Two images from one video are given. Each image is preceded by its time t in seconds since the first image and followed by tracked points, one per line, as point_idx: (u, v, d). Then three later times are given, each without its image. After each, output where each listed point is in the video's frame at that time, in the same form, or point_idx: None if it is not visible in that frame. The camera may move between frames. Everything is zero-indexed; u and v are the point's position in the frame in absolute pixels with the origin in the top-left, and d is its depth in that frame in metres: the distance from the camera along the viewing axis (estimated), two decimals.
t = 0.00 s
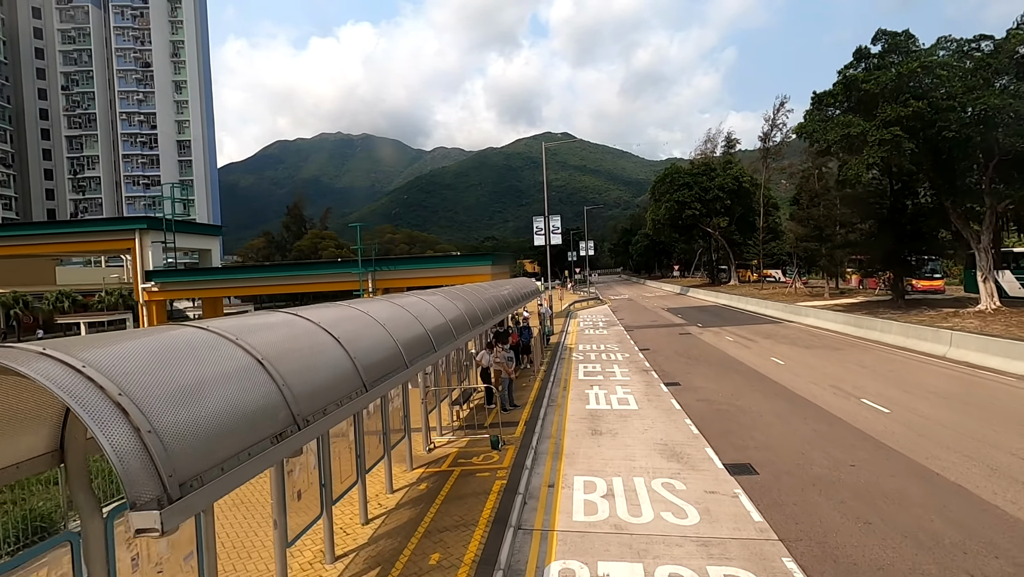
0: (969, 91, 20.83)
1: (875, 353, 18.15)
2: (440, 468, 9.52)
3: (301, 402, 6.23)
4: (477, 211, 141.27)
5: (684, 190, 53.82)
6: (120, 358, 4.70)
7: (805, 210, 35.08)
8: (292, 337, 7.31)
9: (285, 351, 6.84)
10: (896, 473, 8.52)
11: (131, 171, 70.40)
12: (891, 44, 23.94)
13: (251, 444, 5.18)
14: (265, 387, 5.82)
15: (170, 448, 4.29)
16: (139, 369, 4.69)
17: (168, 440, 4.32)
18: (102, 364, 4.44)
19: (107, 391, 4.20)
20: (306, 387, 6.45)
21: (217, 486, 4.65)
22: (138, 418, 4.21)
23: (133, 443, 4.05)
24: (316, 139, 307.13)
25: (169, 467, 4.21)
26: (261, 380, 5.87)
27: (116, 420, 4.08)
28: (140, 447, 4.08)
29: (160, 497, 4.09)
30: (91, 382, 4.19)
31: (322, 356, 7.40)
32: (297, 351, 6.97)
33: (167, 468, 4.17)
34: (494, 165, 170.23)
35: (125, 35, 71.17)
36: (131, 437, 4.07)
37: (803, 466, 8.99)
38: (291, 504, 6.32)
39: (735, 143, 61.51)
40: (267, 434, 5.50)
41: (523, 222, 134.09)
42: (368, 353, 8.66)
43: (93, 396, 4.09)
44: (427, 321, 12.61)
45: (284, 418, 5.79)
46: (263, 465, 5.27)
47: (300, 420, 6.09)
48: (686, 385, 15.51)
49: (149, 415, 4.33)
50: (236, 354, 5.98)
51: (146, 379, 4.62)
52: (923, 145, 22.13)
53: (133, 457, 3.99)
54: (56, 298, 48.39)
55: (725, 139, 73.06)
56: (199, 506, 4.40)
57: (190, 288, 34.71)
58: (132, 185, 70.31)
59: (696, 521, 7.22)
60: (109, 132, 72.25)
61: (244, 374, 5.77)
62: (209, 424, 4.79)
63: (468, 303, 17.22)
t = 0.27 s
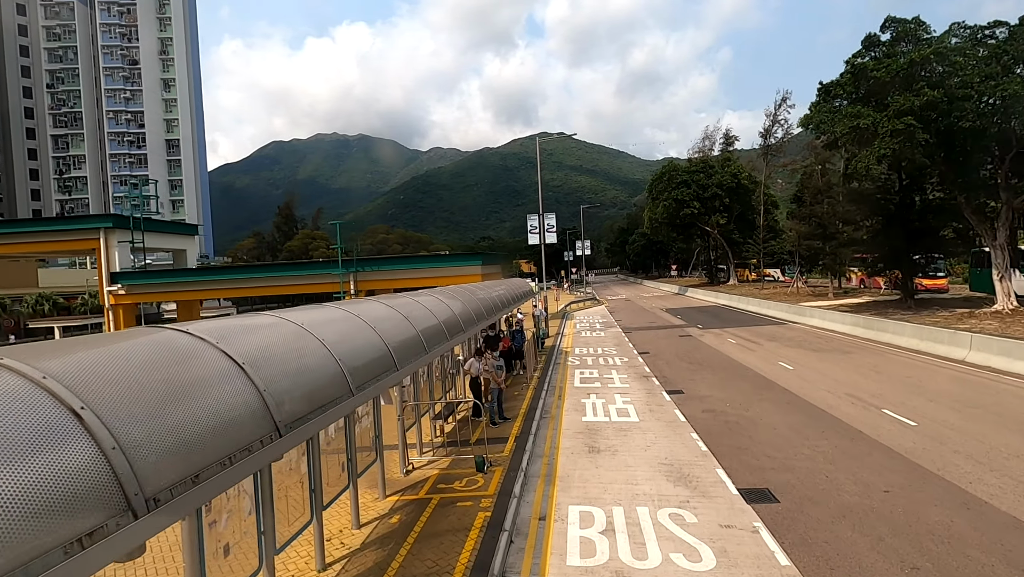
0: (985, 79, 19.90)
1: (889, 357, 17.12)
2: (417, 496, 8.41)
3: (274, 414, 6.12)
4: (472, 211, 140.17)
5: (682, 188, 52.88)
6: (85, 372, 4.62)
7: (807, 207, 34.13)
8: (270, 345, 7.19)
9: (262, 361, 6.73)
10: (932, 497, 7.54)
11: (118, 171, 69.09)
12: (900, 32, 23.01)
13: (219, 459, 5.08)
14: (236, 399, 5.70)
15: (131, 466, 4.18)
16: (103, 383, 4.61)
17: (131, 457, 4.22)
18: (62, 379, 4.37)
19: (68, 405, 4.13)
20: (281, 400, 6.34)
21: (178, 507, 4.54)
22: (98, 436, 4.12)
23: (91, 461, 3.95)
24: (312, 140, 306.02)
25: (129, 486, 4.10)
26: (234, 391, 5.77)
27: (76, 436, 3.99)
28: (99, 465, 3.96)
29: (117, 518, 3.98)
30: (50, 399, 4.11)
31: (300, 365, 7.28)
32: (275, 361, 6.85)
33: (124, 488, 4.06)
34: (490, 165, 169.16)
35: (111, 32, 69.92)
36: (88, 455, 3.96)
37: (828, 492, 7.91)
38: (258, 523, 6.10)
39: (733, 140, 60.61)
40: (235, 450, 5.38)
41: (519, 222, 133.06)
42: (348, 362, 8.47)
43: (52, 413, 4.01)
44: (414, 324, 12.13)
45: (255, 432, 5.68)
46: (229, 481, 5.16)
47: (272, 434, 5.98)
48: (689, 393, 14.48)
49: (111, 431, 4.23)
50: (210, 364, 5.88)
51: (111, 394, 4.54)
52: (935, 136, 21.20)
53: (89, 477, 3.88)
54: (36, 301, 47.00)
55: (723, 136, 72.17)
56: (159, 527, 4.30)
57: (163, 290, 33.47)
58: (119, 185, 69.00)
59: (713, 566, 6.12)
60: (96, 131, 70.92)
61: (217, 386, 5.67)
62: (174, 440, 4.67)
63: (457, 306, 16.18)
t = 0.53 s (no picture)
0: (1006, 64, 18.97)
1: (907, 360, 16.09)
2: (391, 530, 7.31)
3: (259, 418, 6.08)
4: (469, 210, 139.06)
5: (682, 185, 51.87)
6: (67, 376, 4.59)
7: (812, 203, 33.16)
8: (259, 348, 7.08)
9: (248, 365, 6.67)
10: (987, 527, 6.55)
11: (107, 170, 67.92)
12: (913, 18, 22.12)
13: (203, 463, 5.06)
14: (220, 403, 5.66)
15: (111, 472, 4.15)
16: (83, 388, 4.57)
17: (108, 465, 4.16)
18: (43, 383, 4.35)
19: (47, 410, 4.10)
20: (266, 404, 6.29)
21: (163, 510, 4.53)
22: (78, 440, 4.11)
23: (70, 466, 3.93)
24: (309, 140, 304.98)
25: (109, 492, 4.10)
26: (219, 394, 5.74)
27: (54, 442, 3.96)
28: (79, 472, 3.95)
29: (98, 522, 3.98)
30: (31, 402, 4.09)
31: (285, 369, 7.19)
32: (260, 364, 6.77)
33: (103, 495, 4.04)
34: (487, 164, 168.13)
35: (100, 29, 68.79)
36: (68, 460, 3.94)
37: (863, 521, 6.89)
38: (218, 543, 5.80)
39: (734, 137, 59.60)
40: (219, 453, 5.36)
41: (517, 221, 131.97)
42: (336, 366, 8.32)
43: (32, 417, 3.99)
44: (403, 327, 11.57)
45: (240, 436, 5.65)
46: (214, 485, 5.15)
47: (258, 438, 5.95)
48: (696, 400, 13.47)
49: (92, 436, 4.21)
50: (194, 368, 5.83)
51: (93, 398, 4.52)
52: (953, 125, 20.30)
53: (68, 482, 3.87)
54: (18, 304, 45.75)
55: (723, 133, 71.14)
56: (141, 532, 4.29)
57: (138, 293, 32.27)
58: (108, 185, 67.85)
59: None
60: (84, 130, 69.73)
61: (202, 390, 5.63)
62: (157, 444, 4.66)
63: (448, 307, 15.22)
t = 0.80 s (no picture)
0: None
1: (926, 366, 15.09)
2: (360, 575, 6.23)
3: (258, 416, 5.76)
4: (467, 210, 138.04)
5: (682, 184, 50.92)
6: (52, 377, 4.30)
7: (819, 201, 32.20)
8: (253, 348, 6.67)
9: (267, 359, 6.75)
10: None
11: (98, 170, 66.88)
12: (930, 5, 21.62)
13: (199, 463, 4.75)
14: (218, 402, 5.34)
15: (100, 476, 3.86)
16: (70, 390, 4.27)
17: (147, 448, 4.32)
18: (24, 386, 4.05)
19: (28, 415, 3.81)
20: (264, 403, 5.97)
21: (161, 510, 4.23)
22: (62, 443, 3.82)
23: (56, 470, 3.65)
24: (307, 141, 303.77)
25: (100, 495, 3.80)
26: (217, 393, 5.44)
27: (35, 446, 3.66)
28: (64, 476, 3.66)
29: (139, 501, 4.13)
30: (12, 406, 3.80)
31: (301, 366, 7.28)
32: (257, 363, 6.42)
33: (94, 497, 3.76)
34: (485, 164, 167.17)
35: (90, 26, 67.82)
36: (51, 464, 3.65)
37: (909, 567, 5.87)
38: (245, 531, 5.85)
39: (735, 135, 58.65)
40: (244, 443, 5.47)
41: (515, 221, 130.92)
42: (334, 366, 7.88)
43: (13, 422, 3.70)
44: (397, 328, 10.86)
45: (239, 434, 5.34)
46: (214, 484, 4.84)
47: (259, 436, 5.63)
48: (703, 412, 12.47)
49: (77, 440, 3.92)
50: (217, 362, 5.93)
51: (80, 401, 4.24)
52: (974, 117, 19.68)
53: (55, 487, 3.58)
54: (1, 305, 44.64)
55: (723, 131, 70.07)
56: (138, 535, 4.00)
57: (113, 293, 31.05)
58: (99, 184, 66.82)
59: None
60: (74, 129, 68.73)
61: (196, 389, 5.31)
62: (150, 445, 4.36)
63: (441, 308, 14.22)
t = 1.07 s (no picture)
0: None
1: (948, 375, 14.13)
2: None
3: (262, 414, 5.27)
4: (465, 211, 136.98)
5: (683, 183, 49.96)
6: (47, 372, 3.80)
7: (827, 201, 31.31)
8: (253, 346, 6.07)
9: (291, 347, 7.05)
10: None
11: (89, 167, 65.85)
12: None
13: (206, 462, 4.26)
14: (222, 399, 4.85)
15: (102, 476, 3.38)
16: (65, 383, 3.77)
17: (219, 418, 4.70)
18: (18, 380, 3.54)
19: (24, 411, 3.31)
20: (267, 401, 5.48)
21: (165, 509, 3.76)
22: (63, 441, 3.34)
23: (131, 442, 3.71)
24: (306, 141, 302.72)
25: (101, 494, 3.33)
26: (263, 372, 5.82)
27: (31, 443, 3.17)
28: (63, 476, 3.18)
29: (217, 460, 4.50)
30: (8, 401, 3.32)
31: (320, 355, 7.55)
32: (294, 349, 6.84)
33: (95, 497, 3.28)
34: (483, 164, 166.16)
35: (81, 21, 66.88)
36: (51, 463, 3.17)
37: None
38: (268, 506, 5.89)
39: (736, 135, 57.76)
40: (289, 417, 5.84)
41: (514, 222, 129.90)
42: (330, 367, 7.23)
43: (6, 417, 3.22)
44: (390, 329, 10.02)
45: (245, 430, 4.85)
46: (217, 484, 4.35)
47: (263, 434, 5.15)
48: (712, 426, 11.50)
49: (79, 436, 3.45)
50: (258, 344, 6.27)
51: (82, 393, 3.76)
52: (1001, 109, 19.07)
53: (53, 487, 3.12)
54: None
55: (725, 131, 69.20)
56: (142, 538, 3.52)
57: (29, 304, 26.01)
58: (90, 182, 65.76)
59: None
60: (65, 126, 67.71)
61: (199, 384, 4.82)
62: (153, 441, 3.87)
63: (434, 308, 13.22)
